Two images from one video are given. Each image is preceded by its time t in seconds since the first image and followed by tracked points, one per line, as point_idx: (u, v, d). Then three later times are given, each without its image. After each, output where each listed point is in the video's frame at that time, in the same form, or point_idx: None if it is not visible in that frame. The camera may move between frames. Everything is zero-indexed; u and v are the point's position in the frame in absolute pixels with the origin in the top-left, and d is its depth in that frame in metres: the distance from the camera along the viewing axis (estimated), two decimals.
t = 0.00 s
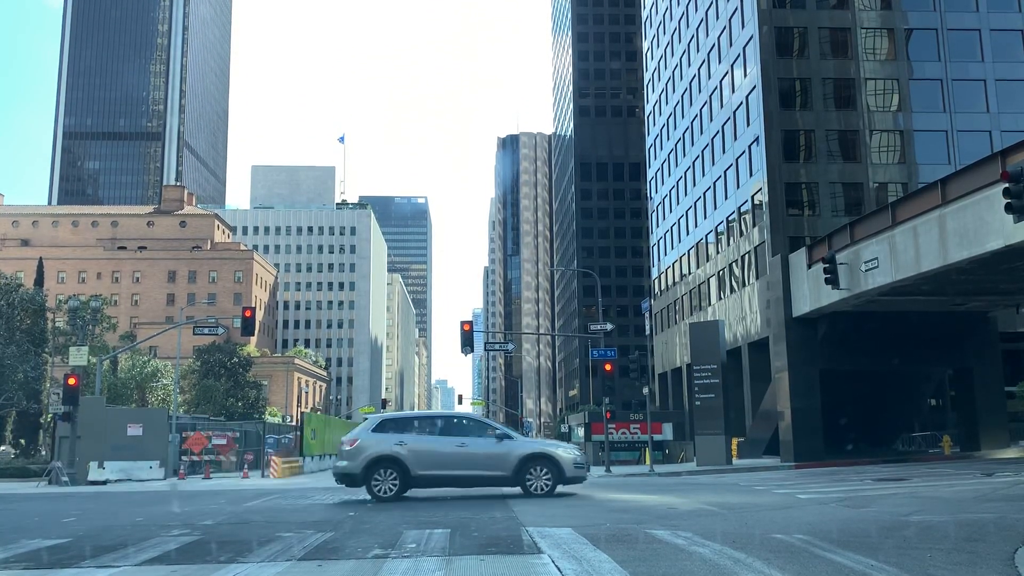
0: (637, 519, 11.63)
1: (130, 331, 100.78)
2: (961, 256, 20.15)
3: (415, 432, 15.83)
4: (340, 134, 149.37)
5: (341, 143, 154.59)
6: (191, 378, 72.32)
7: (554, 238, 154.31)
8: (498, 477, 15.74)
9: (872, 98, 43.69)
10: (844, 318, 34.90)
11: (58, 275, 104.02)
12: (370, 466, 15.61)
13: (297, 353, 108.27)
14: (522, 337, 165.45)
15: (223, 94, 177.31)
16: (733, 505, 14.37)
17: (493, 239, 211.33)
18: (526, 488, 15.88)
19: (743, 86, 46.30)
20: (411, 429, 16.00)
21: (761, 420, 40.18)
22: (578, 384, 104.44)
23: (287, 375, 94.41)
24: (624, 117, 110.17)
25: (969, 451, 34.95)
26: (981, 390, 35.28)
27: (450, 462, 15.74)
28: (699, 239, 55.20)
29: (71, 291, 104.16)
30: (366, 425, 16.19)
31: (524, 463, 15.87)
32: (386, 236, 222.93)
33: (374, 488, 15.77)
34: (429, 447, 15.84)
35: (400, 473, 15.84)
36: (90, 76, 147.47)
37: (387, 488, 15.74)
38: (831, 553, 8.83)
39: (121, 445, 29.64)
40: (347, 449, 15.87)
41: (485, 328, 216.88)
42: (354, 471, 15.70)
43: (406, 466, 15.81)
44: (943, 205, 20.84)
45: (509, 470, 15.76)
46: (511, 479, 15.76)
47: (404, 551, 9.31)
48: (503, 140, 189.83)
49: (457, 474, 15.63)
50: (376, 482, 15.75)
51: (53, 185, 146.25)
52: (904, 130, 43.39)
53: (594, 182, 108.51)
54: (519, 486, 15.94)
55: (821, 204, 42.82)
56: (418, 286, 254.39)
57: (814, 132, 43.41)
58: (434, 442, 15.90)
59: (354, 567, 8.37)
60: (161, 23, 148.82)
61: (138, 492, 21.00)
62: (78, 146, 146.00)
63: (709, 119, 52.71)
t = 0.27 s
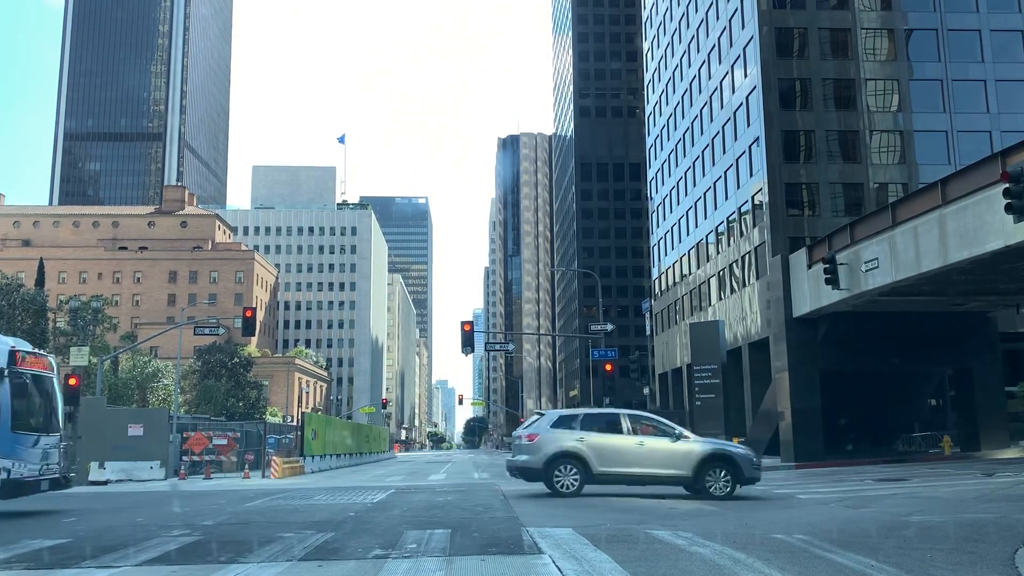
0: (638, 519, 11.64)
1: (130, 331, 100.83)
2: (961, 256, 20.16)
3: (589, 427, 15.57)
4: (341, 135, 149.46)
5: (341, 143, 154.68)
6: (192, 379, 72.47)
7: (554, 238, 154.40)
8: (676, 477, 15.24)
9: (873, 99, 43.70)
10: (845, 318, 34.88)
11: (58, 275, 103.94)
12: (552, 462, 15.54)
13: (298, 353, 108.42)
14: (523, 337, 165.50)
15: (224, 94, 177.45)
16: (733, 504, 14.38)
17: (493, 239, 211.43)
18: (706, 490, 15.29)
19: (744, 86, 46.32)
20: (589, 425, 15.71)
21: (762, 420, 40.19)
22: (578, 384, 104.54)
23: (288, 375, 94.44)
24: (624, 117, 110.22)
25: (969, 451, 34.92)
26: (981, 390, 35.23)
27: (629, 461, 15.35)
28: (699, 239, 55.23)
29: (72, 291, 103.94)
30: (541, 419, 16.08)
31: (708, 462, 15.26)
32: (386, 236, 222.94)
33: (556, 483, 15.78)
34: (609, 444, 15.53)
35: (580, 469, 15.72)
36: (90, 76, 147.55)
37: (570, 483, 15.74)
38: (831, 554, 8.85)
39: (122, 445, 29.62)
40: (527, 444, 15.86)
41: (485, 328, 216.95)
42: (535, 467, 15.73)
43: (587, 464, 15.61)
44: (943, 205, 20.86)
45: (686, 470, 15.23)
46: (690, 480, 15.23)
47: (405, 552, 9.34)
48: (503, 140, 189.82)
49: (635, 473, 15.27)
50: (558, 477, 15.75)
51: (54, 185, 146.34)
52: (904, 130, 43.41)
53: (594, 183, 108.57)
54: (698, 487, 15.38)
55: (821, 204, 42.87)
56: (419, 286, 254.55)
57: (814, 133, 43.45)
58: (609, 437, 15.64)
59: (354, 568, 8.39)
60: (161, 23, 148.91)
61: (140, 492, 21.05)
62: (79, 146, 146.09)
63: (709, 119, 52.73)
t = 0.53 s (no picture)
0: (639, 519, 11.64)
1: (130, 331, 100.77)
2: (961, 256, 20.16)
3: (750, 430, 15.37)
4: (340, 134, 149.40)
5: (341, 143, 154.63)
6: (191, 378, 72.34)
7: (554, 238, 154.37)
8: (847, 478, 15.17)
9: (872, 99, 43.71)
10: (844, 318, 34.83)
11: (58, 275, 103.57)
12: (724, 465, 15.14)
13: (297, 353, 108.44)
14: (522, 337, 165.45)
15: (223, 94, 177.48)
16: (734, 506, 14.31)
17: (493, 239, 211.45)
18: (875, 489, 15.30)
19: (743, 86, 46.31)
20: (756, 427, 15.45)
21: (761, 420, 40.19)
22: (578, 384, 104.54)
23: (288, 374, 94.36)
24: (624, 117, 110.20)
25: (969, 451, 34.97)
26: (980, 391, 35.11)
27: (802, 463, 15.15)
28: (699, 239, 55.20)
29: (72, 291, 103.56)
30: (703, 423, 15.69)
31: (877, 462, 15.28)
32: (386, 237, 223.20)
33: (725, 488, 15.34)
34: (779, 446, 15.26)
35: (747, 472, 15.35)
36: (90, 77, 147.50)
37: (738, 488, 15.28)
38: (831, 554, 8.84)
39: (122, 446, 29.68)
40: (694, 449, 15.46)
41: (485, 328, 216.84)
42: (704, 472, 15.27)
43: (755, 467, 15.29)
44: (943, 205, 20.86)
45: (857, 472, 15.18)
46: (860, 481, 15.19)
47: (404, 551, 9.34)
48: (503, 140, 189.74)
49: (808, 474, 15.10)
50: (727, 482, 15.33)
51: (54, 185, 146.30)
52: (904, 130, 43.42)
53: (594, 183, 108.52)
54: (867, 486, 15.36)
55: (821, 204, 42.88)
56: (418, 286, 254.59)
57: (814, 132, 43.45)
58: (775, 439, 15.31)
59: (354, 568, 8.39)
60: (161, 23, 148.90)
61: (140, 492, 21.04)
62: (78, 146, 146.04)
63: (709, 119, 52.72)
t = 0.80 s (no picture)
0: (639, 519, 11.63)
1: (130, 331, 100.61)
2: (961, 256, 20.15)
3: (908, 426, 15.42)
4: (340, 134, 149.38)
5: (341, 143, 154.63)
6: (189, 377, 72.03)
7: (554, 238, 154.37)
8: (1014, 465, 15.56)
9: (872, 99, 43.71)
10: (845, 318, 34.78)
11: (58, 275, 102.45)
12: (903, 462, 15.24)
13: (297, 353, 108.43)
14: (522, 337, 165.47)
15: (223, 94, 177.50)
16: (734, 506, 14.31)
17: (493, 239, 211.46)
18: None
19: (743, 87, 46.32)
20: (927, 424, 15.57)
21: (762, 420, 40.20)
22: (578, 384, 104.56)
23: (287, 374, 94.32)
24: (624, 117, 110.26)
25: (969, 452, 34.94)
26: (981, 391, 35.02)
27: (973, 454, 15.41)
28: (699, 239, 55.20)
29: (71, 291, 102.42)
30: (873, 423, 15.72)
31: None
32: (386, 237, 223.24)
33: (903, 483, 15.46)
34: (950, 439, 15.45)
35: (923, 465, 15.53)
36: (90, 76, 147.41)
37: (920, 480, 15.43)
38: (832, 553, 8.83)
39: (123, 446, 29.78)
40: (868, 448, 15.43)
41: (485, 328, 216.88)
42: (882, 470, 15.36)
43: (930, 462, 15.47)
44: (943, 205, 20.84)
45: None
46: None
47: (404, 551, 9.32)
48: (503, 140, 189.71)
49: (983, 464, 15.38)
50: (905, 477, 15.46)
51: (54, 185, 146.26)
52: (904, 130, 43.43)
53: (594, 182, 108.59)
54: None
55: (821, 204, 42.86)
56: (418, 286, 254.64)
57: (814, 133, 43.44)
58: (946, 432, 15.53)
59: (354, 568, 8.38)
60: (161, 23, 148.88)
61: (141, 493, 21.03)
62: (78, 146, 145.99)
63: (709, 119, 52.72)
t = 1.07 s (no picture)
0: (640, 519, 11.63)
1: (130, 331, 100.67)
2: (961, 256, 20.15)
3: None
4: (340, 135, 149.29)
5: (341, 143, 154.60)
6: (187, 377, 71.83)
7: (554, 238, 154.43)
8: None
9: (872, 99, 43.71)
10: (844, 317, 34.89)
11: (58, 275, 101.27)
12: None
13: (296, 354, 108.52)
14: (522, 338, 165.47)
15: (223, 94, 177.55)
16: (735, 506, 14.30)
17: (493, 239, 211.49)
18: None
19: (743, 86, 46.31)
20: None
21: (762, 420, 40.16)
22: (578, 384, 104.57)
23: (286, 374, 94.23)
24: (624, 117, 110.23)
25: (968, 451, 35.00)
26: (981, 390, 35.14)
27: None
28: (699, 239, 55.19)
29: (71, 292, 101.70)
30: None
31: None
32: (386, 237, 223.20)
33: None
34: None
35: None
36: (90, 76, 147.30)
37: None
38: (831, 553, 8.85)
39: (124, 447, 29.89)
40: None
41: (485, 328, 216.84)
42: None
43: None
44: (943, 205, 20.82)
45: None
46: None
47: (405, 551, 9.33)
48: (503, 140, 189.61)
49: None
50: None
51: (54, 185, 146.15)
52: (904, 130, 43.43)
53: (594, 182, 108.61)
54: None
55: (821, 204, 42.86)
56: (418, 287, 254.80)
57: (814, 132, 43.42)
58: None
59: (354, 568, 8.38)
60: (161, 23, 148.86)
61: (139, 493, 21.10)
62: (78, 146, 145.95)
63: (709, 119, 52.71)
